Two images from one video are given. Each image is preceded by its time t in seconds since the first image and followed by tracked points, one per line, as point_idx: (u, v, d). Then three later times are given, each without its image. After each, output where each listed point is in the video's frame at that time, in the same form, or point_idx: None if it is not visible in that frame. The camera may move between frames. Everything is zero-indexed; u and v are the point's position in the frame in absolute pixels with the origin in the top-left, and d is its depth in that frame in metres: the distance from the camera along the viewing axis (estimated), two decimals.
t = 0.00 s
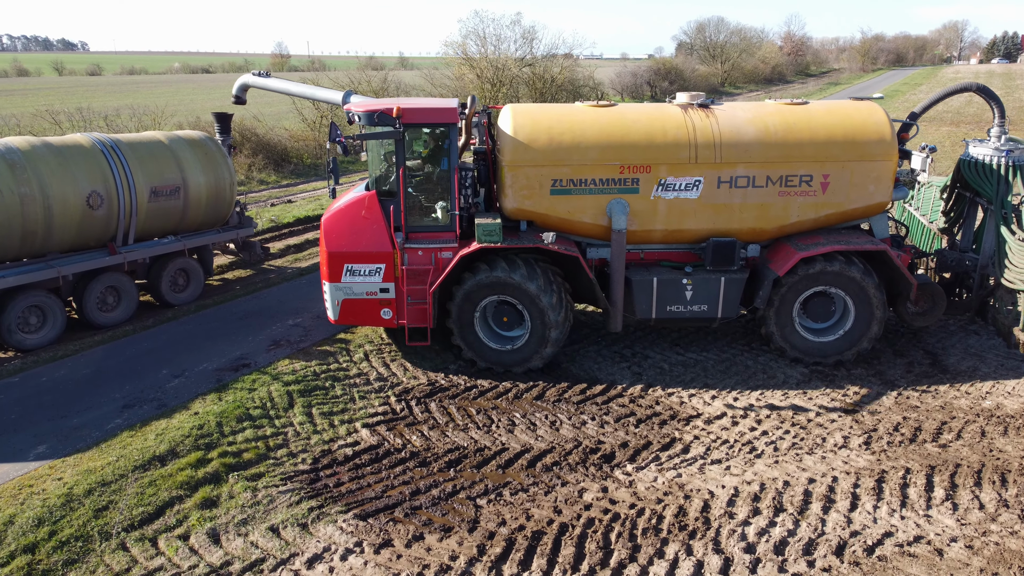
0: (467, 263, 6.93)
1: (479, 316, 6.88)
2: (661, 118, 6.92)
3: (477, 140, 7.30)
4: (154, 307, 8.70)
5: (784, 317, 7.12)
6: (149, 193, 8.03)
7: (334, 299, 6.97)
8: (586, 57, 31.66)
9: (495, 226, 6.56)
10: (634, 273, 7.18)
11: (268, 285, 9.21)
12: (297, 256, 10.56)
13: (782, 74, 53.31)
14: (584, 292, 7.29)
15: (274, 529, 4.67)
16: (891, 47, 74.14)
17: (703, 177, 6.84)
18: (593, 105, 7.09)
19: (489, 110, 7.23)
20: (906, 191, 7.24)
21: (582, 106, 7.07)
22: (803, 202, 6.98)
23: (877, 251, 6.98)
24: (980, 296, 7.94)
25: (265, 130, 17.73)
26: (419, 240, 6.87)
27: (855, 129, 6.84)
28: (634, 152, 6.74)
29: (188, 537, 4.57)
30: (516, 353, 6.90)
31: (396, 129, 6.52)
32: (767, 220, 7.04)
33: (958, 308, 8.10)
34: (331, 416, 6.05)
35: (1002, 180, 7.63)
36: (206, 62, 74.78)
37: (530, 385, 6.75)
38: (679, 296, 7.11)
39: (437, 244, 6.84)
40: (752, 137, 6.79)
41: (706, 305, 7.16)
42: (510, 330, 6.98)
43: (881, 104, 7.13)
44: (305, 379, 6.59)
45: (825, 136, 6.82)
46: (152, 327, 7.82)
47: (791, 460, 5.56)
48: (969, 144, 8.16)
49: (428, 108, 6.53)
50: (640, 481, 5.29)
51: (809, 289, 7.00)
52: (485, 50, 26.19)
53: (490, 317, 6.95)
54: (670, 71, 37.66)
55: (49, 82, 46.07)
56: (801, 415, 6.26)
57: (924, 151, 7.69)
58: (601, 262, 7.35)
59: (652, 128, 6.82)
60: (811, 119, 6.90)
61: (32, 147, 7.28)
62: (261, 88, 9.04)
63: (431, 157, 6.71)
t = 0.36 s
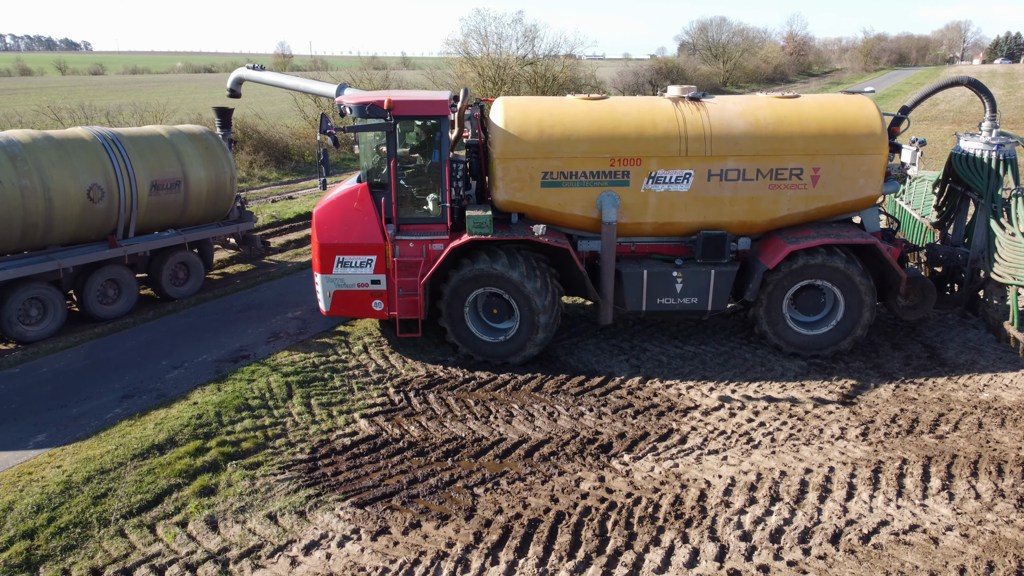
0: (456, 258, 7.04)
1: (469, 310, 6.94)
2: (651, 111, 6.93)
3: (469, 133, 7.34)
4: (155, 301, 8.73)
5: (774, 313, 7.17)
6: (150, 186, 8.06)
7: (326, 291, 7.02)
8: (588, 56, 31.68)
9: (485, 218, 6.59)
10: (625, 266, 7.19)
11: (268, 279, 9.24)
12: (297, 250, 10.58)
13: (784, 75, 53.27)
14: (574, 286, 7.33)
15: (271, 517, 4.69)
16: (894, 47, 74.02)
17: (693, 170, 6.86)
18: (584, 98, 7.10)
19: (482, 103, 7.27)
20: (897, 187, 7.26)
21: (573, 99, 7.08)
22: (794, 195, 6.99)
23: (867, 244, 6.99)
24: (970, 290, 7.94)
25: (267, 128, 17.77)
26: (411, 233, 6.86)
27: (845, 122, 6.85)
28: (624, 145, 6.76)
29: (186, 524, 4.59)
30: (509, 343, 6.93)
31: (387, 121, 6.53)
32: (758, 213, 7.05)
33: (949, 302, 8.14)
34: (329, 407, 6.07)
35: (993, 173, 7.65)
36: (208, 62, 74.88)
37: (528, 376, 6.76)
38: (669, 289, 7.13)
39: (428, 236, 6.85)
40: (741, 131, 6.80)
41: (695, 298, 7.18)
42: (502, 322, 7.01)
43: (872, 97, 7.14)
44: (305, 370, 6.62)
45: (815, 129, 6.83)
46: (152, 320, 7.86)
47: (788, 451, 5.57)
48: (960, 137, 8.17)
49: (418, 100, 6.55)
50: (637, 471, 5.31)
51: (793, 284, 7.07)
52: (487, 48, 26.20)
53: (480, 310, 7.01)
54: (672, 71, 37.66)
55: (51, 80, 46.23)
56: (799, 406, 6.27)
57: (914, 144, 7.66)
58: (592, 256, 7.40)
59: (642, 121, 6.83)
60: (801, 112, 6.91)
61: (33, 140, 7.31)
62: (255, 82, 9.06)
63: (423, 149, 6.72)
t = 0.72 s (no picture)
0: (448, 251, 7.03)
1: (462, 305, 6.97)
2: (645, 104, 6.94)
3: (465, 126, 7.28)
4: (155, 295, 8.75)
5: (767, 310, 7.19)
6: (150, 181, 8.08)
7: (320, 283, 7.04)
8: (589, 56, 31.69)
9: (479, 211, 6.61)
10: (618, 259, 7.22)
11: (268, 274, 9.27)
12: (297, 246, 10.60)
13: (784, 74, 53.24)
14: (568, 279, 7.36)
15: (270, 506, 4.71)
16: (895, 47, 74.00)
17: (686, 164, 6.87)
18: (578, 92, 7.12)
19: (477, 97, 7.22)
20: (890, 179, 7.27)
21: (567, 92, 7.09)
22: (786, 188, 7.00)
23: (860, 238, 7.00)
24: (962, 285, 7.96)
25: (268, 125, 17.80)
26: (404, 225, 6.91)
27: (838, 117, 6.86)
28: (617, 139, 6.78)
29: (185, 513, 4.62)
30: (504, 334, 6.93)
31: (381, 113, 6.61)
32: (750, 207, 7.07)
33: (941, 297, 8.14)
34: (328, 399, 6.09)
35: (985, 168, 7.66)
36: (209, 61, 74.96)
37: (527, 369, 6.78)
38: (661, 283, 7.16)
39: (422, 229, 6.90)
40: (735, 125, 6.82)
41: (688, 292, 7.20)
42: (496, 314, 7.03)
43: (865, 91, 7.14)
44: (304, 363, 6.64)
45: (808, 124, 6.85)
46: (152, 314, 7.88)
47: (785, 443, 5.59)
48: (954, 133, 8.17)
49: (412, 93, 6.60)
50: (634, 462, 5.33)
51: (784, 280, 7.08)
52: (488, 47, 26.22)
53: (474, 303, 7.04)
54: (672, 70, 37.67)
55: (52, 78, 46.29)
56: (797, 399, 6.29)
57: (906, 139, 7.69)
58: (585, 249, 7.41)
59: (635, 115, 6.84)
60: (795, 107, 6.93)
61: (33, 134, 7.33)
62: (252, 76, 9.10)
63: (417, 142, 6.76)
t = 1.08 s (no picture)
0: (442, 245, 7.05)
1: (457, 299, 6.99)
2: (640, 98, 6.95)
3: (461, 120, 7.30)
4: (155, 290, 8.76)
5: (763, 307, 7.23)
6: (151, 175, 8.09)
7: (315, 275, 7.05)
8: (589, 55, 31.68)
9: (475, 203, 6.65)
10: (613, 252, 7.23)
11: (268, 269, 9.28)
12: (298, 241, 10.61)
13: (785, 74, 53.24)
14: (563, 273, 7.41)
15: (271, 496, 4.72)
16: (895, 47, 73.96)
17: (681, 157, 6.89)
18: (574, 86, 7.13)
19: (473, 90, 7.26)
20: (884, 174, 7.30)
21: (563, 86, 7.11)
22: (781, 182, 7.01)
23: (854, 233, 7.02)
24: (957, 280, 7.99)
25: (268, 122, 17.81)
26: (400, 217, 6.94)
27: (833, 111, 6.87)
28: (612, 132, 6.79)
29: (187, 503, 4.63)
30: (502, 325, 6.96)
31: (377, 106, 6.61)
32: (745, 201, 7.07)
33: (936, 291, 8.16)
34: (329, 391, 6.11)
35: (979, 163, 7.69)
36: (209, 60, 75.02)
37: (528, 363, 6.79)
38: (656, 276, 7.17)
39: (417, 221, 6.92)
40: (729, 119, 6.83)
41: (682, 285, 7.22)
42: (492, 307, 7.05)
43: (860, 86, 7.15)
44: (305, 356, 6.65)
45: (803, 118, 6.86)
46: (153, 308, 7.89)
47: (785, 435, 5.60)
48: (950, 128, 8.22)
49: (408, 86, 6.62)
50: (635, 453, 5.34)
51: (776, 276, 7.11)
52: (488, 45, 26.22)
53: (469, 297, 7.07)
54: (672, 69, 37.67)
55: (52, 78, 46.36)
56: (797, 392, 6.30)
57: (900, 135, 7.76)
58: (580, 243, 7.43)
59: (630, 108, 6.85)
60: (789, 101, 6.94)
61: (35, 128, 7.35)
62: (249, 70, 9.12)
63: (414, 135, 6.77)
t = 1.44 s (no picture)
0: (438, 240, 7.08)
1: (456, 296, 7.00)
2: (638, 93, 6.94)
3: (458, 114, 7.24)
4: (157, 285, 8.76)
5: (762, 305, 7.23)
6: (153, 171, 8.08)
7: (312, 269, 7.05)
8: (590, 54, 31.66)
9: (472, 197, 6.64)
10: (611, 247, 7.23)
11: (270, 265, 9.28)
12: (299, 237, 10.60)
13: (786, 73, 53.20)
14: (561, 267, 7.41)
15: (275, 488, 4.72)
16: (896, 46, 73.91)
17: (680, 152, 6.88)
18: (572, 80, 7.12)
19: (472, 85, 7.21)
20: (881, 170, 7.30)
21: (561, 81, 7.10)
22: (779, 177, 7.01)
23: (851, 228, 7.00)
24: (954, 276, 7.94)
25: (270, 120, 17.81)
26: (397, 212, 6.92)
27: (831, 107, 6.86)
28: (610, 127, 6.79)
29: (190, 496, 4.62)
30: (501, 318, 6.96)
31: (375, 100, 6.62)
32: (743, 196, 7.07)
33: (935, 287, 8.09)
34: (332, 385, 6.10)
35: (977, 159, 7.65)
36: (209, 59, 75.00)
37: (530, 357, 6.78)
38: (653, 272, 7.17)
39: (415, 215, 6.90)
40: (727, 114, 6.82)
41: (680, 280, 7.22)
42: (490, 301, 7.04)
43: (859, 82, 7.14)
44: (308, 350, 6.65)
45: (801, 113, 6.85)
46: (155, 303, 7.89)
47: (788, 429, 5.59)
48: (947, 124, 8.16)
49: (406, 80, 6.63)
50: (638, 447, 5.33)
51: (773, 274, 7.12)
52: (488, 43, 26.20)
53: (468, 293, 7.07)
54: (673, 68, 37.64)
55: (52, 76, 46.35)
56: (801, 387, 6.30)
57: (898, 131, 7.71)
58: (578, 237, 7.43)
59: (628, 103, 6.85)
60: (787, 96, 6.92)
61: (37, 123, 7.34)
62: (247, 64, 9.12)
63: (411, 129, 6.77)
